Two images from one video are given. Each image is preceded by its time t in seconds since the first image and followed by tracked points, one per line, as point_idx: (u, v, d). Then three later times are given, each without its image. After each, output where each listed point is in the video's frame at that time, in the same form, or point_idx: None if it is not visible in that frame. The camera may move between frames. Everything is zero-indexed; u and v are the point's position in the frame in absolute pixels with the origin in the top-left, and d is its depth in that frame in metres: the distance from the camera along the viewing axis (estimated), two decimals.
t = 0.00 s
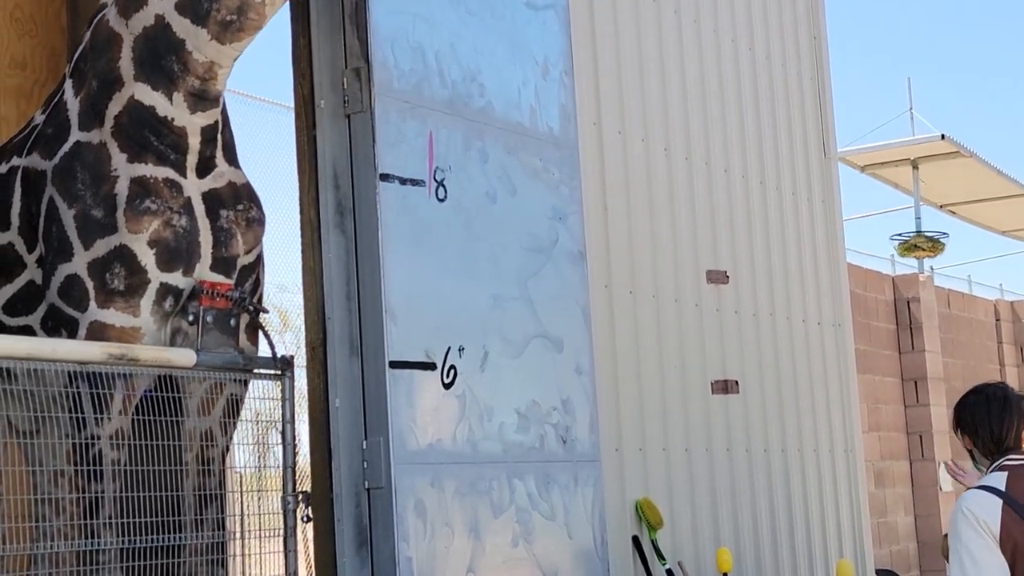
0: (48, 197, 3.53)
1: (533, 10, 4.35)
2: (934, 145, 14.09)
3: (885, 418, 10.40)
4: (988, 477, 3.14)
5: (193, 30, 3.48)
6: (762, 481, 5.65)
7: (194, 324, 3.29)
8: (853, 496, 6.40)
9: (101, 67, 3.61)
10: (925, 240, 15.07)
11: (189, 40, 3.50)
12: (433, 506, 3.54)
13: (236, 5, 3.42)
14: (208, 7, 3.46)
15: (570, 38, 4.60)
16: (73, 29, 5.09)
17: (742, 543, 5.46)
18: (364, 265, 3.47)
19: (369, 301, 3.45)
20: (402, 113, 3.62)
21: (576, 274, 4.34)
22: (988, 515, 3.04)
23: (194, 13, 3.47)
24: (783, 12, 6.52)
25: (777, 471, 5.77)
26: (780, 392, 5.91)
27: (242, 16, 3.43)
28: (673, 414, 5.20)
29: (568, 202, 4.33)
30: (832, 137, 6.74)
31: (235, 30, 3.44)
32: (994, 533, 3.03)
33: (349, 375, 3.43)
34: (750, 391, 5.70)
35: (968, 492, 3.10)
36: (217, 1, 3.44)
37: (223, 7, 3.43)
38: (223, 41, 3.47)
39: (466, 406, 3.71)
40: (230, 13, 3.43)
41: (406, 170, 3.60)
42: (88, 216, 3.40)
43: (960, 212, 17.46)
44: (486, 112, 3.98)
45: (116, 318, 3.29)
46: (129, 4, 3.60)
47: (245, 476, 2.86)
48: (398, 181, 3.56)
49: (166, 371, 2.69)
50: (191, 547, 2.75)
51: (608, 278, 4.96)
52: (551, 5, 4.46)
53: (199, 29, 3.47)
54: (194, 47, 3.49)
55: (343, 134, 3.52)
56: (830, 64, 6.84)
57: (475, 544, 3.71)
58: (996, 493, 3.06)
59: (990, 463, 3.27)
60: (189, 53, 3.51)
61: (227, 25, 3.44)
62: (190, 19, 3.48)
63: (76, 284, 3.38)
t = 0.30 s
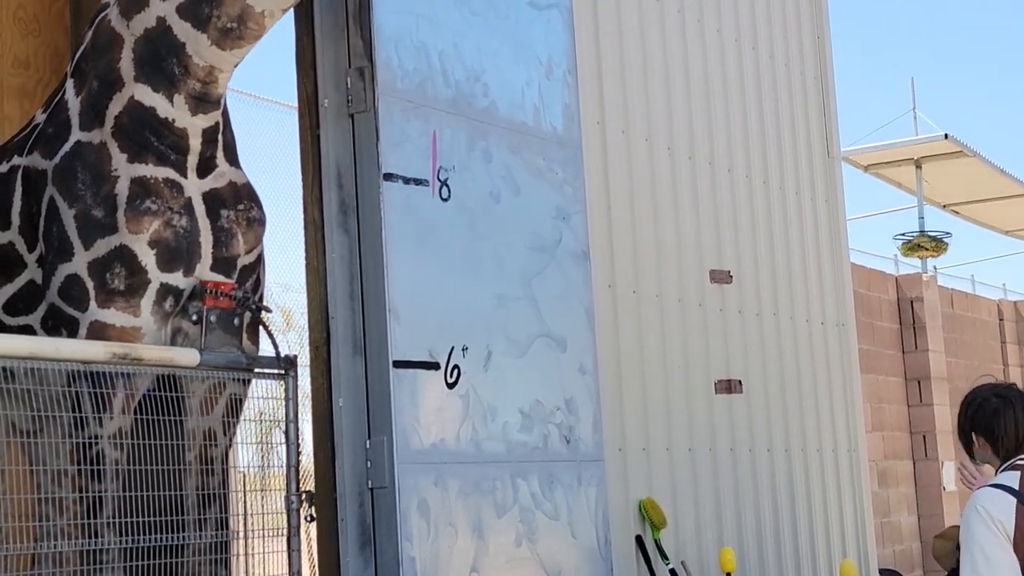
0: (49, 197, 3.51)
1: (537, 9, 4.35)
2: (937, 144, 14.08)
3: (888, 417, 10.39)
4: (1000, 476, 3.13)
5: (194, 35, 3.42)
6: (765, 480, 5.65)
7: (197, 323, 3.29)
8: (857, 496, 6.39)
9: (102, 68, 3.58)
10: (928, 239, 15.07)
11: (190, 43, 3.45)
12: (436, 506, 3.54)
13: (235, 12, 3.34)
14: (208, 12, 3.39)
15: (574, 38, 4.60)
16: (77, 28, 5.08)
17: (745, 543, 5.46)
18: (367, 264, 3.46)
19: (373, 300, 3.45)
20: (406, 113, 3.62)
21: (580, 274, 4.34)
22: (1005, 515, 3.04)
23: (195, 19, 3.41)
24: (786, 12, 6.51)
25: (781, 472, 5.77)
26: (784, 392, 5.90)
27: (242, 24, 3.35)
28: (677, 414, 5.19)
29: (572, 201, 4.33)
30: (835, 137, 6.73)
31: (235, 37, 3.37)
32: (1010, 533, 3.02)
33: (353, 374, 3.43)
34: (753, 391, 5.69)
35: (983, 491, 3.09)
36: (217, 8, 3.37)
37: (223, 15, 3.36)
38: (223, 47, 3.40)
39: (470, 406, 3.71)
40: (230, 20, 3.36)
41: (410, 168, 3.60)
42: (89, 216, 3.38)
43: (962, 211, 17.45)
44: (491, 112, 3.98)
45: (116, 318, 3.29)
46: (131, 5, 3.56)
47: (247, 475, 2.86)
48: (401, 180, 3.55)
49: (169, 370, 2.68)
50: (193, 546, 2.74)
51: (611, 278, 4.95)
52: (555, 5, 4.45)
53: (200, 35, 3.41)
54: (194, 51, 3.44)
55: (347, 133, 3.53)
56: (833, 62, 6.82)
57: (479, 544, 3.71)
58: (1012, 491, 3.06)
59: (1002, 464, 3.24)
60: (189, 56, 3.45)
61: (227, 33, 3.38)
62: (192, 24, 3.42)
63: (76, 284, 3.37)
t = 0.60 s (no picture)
0: (50, 197, 3.30)
1: (540, 10, 4.35)
2: (940, 144, 14.08)
3: (891, 417, 10.39)
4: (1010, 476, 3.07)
5: (195, 43, 3.22)
6: (767, 479, 5.65)
7: (199, 323, 3.12)
8: (861, 497, 6.39)
9: (105, 69, 3.34)
10: (931, 239, 15.04)
11: (191, 48, 3.23)
12: (439, 506, 3.54)
13: (236, 27, 3.18)
14: (211, 23, 3.20)
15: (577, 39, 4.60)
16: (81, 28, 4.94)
17: (748, 543, 5.46)
18: (370, 264, 3.47)
19: (376, 301, 3.45)
20: (409, 113, 3.62)
21: (582, 274, 4.35)
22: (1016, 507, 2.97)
23: (197, 27, 3.21)
24: (789, 13, 6.51)
25: (783, 471, 5.78)
26: (786, 391, 5.91)
27: (242, 40, 3.19)
28: (679, 413, 5.20)
29: (574, 201, 4.33)
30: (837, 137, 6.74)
31: (234, 53, 3.20)
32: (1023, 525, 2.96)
33: (355, 375, 3.43)
34: (756, 392, 5.69)
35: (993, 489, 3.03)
36: (219, 20, 3.19)
37: (224, 29, 3.19)
38: (223, 60, 3.21)
39: (472, 406, 3.71)
40: (230, 34, 3.19)
41: (413, 169, 3.60)
42: (89, 217, 3.16)
43: (964, 211, 17.45)
44: (492, 112, 3.98)
45: (117, 319, 3.09)
46: (136, 6, 3.35)
47: (251, 474, 2.80)
48: (404, 180, 3.55)
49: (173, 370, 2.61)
50: (195, 547, 2.66)
51: (614, 278, 4.95)
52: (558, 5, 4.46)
53: (201, 44, 3.21)
54: (194, 59, 3.23)
55: (349, 133, 3.53)
56: (835, 62, 6.83)
57: (481, 543, 3.71)
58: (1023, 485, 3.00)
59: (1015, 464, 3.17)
60: (189, 63, 3.23)
61: (226, 47, 3.19)
62: (194, 33, 3.22)
63: (76, 285, 3.15)
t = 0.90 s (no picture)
0: (52, 196, 3.12)
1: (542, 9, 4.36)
2: (942, 143, 14.08)
3: (894, 417, 10.39)
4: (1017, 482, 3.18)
5: (208, 66, 3.08)
6: (770, 479, 5.65)
7: (198, 326, 3.06)
8: (863, 496, 6.39)
9: (114, 72, 3.12)
10: (935, 239, 15.04)
11: (204, 70, 3.08)
12: (442, 505, 3.55)
13: (252, 64, 3.09)
14: (226, 53, 3.08)
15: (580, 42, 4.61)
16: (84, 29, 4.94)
17: (751, 542, 5.46)
18: (373, 264, 3.47)
19: (379, 301, 3.45)
20: (412, 113, 3.62)
21: (585, 273, 4.35)
22: None
23: (212, 53, 3.08)
24: (792, 14, 6.50)
25: (786, 470, 5.78)
26: (789, 392, 5.90)
27: (255, 78, 3.11)
28: (681, 413, 5.19)
29: (577, 200, 4.33)
30: (839, 137, 6.74)
31: (246, 87, 3.11)
32: None
33: (358, 374, 3.44)
34: (759, 392, 5.69)
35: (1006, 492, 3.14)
36: (235, 53, 3.08)
37: (239, 63, 3.08)
38: (234, 89, 3.10)
39: (475, 406, 3.72)
40: (244, 69, 3.09)
41: (416, 168, 3.60)
42: (92, 222, 3.02)
43: (965, 210, 17.45)
44: (495, 111, 3.98)
45: (118, 322, 3.00)
46: (151, 13, 3.13)
47: (253, 474, 2.76)
48: (407, 180, 3.55)
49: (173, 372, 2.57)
50: (196, 547, 2.62)
51: (616, 279, 4.94)
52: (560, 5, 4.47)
53: (214, 70, 3.08)
54: (206, 79, 3.08)
55: (352, 134, 3.53)
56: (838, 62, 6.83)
57: (484, 542, 3.72)
58: None
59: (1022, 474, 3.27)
60: (200, 83, 3.08)
61: (239, 79, 3.10)
62: (208, 56, 3.08)
63: (77, 286, 3.03)
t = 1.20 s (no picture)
0: (56, 195, 3.11)
1: (544, 7, 4.36)
2: (945, 142, 14.06)
3: (896, 415, 10.39)
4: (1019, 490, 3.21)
5: (221, 70, 3.08)
6: (772, 478, 5.65)
7: (202, 326, 3.07)
8: (864, 493, 6.39)
9: (123, 72, 3.11)
10: (937, 239, 15.04)
11: (216, 73, 3.09)
12: (444, 504, 3.55)
13: (265, 68, 3.10)
14: (240, 56, 3.08)
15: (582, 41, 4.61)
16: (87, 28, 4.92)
17: (753, 541, 5.45)
18: (376, 264, 3.48)
19: (381, 300, 3.46)
20: (414, 112, 3.61)
21: (587, 272, 4.34)
22: None
23: (225, 57, 3.08)
24: (794, 13, 6.50)
25: (788, 468, 5.78)
26: (791, 391, 5.90)
27: (268, 80, 3.12)
28: (683, 413, 5.19)
29: (579, 199, 4.33)
30: (841, 136, 6.73)
31: (257, 90, 3.12)
32: None
33: (361, 373, 3.44)
34: (760, 391, 5.68)
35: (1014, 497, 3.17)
36: (249, 57, 3.08)
37: (251, 66, 3.09)
38: (246, 91, 3.11)
39: (477, 404, 3.72)
40: (256, 72, 3.10)
41: (418, 167, 3.61)
42: (97, 222, 3.02)
43: (968, 209, 17.44)
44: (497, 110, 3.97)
45: (120, 323, 3.01)
46: (162, 14, 3.12)
47: (255, 473, 2.76)
48: (409, 179, 3.56)
49: (178, 369, 2.57)
50: (198, 546, 2.61)
51: (619, 278, 4.94)
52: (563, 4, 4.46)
53: (226, 73, 3.08)
54: (217, 83, 3.09)
55: (354, 133, 3.53)
56: (840, 61, 6.82)
57: (486, 541, 3.72)
58: None
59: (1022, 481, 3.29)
60: (211, 87, 3.09)
61: (251, 82, 3.11)
62: (220, 59, 3.08)
63: (80, 286, 3.03)
